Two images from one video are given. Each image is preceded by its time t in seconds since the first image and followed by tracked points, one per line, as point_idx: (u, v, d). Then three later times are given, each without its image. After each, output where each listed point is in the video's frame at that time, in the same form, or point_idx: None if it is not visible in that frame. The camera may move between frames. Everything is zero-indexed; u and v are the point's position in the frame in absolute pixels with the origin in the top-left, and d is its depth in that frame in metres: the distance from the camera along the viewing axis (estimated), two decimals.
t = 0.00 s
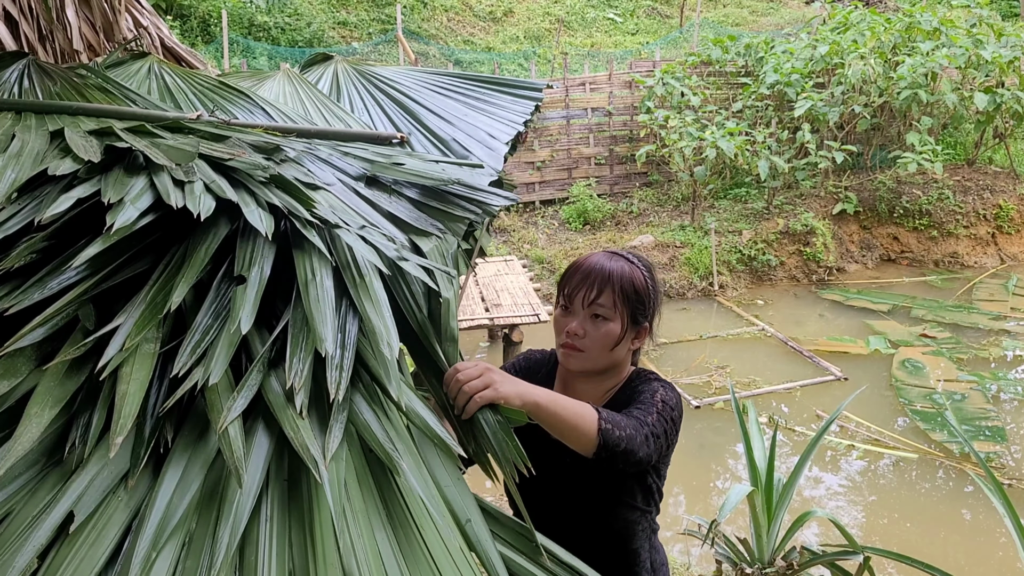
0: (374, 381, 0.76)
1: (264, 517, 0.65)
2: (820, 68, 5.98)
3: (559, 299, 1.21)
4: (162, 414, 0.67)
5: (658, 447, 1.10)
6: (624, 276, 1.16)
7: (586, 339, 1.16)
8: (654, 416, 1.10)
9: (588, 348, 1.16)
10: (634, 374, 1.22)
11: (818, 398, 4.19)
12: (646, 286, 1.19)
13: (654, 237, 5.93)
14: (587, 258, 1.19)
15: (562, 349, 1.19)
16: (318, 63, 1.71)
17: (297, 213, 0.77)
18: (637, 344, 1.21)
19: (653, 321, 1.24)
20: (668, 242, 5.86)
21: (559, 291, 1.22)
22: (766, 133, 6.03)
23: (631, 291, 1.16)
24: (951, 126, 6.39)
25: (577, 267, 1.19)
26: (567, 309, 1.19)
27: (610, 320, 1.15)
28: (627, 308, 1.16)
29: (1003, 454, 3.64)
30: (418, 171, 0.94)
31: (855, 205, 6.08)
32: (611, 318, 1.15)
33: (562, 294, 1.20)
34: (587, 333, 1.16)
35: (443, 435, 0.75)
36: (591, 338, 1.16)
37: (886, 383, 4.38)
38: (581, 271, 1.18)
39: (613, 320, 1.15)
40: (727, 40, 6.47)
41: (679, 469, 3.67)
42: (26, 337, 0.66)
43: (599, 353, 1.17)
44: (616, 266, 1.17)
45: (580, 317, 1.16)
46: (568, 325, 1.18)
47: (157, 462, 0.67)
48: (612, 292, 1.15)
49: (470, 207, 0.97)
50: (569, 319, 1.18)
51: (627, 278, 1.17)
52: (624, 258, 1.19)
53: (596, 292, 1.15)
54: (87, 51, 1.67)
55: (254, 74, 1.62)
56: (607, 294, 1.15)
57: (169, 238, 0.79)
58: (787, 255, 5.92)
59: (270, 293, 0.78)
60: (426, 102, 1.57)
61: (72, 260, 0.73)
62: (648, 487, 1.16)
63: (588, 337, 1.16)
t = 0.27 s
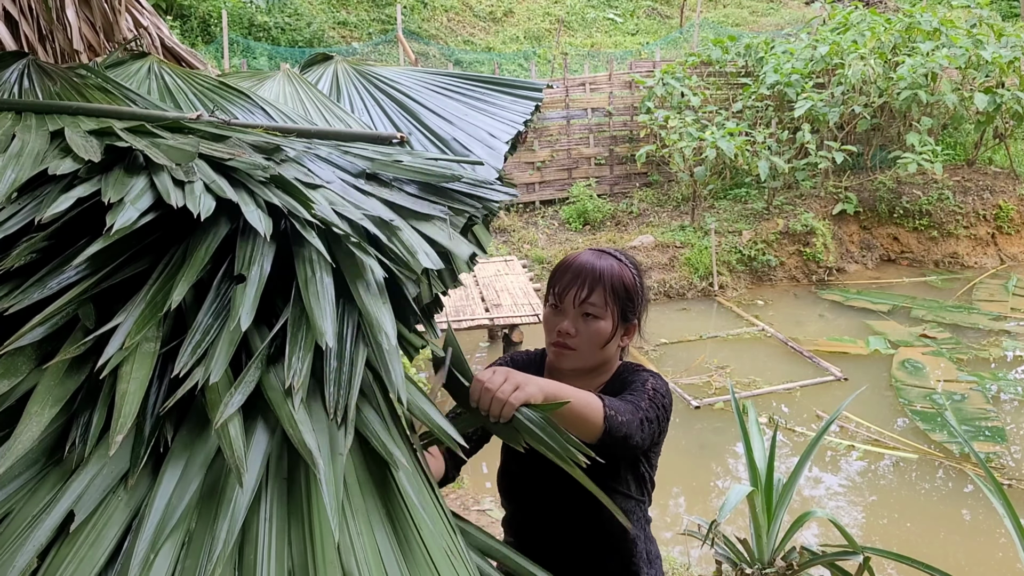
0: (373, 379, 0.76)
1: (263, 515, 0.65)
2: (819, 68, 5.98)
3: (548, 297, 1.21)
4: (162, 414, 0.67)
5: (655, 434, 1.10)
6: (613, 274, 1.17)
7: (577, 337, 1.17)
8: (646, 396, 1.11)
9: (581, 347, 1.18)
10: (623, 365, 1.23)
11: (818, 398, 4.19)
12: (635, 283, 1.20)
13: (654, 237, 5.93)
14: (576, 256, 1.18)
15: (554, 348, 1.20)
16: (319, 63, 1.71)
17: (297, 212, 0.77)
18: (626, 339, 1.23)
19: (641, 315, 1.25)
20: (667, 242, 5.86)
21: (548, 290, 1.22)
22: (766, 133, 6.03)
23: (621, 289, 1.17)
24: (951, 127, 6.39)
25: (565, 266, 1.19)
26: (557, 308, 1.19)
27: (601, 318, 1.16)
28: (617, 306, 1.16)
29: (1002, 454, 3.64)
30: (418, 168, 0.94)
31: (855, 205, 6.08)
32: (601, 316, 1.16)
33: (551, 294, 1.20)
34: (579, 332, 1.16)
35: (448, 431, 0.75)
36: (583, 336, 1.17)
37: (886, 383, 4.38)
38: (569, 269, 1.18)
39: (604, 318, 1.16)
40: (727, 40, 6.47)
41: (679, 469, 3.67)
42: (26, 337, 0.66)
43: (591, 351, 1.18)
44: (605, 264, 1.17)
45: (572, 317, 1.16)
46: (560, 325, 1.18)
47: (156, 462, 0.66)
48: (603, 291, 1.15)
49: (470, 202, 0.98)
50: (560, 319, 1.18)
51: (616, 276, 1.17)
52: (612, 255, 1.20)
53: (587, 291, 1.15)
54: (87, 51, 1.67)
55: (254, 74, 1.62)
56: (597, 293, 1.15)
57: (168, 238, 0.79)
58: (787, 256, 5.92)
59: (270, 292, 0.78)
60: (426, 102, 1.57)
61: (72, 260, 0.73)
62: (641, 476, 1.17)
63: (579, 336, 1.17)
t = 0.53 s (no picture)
0: (374, 377, 0.76)
1: (264, 515, 0.65)
2: (819, 68, 5.98)
3: (536, 297, 1.21)
4: (163, 413, 0.68)
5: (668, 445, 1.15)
6: (601, 271, 1.17)
7: (569, 337, 1.16)
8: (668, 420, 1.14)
9: (571, 346, 1.17)
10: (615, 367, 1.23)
11: (818, 398, 4.19)
12: (621, 280, 1.21)
13: (654, 237, 5.94)
14: (561, 255, 1.19)
15: (544, 349, 1.19)
16: (319, 63, 1.71)
17: (298, 213, 0.77)
18: (614, 337, 1.24)
19: (628, 312, 1.26)
20: (668, 242, 5.87)
21: (536, 291, 1.22)
22: (766, 133, 6.03)
23: (608, 285, 1.18)
24: (951, 126, 6.39)
25: (552, 265, 1.19)
26: (546, 308, 1.19)
27: (590, 316, 1.16)
28: (606, 303, 1.17)
29: (1002, 454, 3.64)
30: (419, 170, 0.95)
31: (855, 205, 6.08)
32: (590, 314, 1.16)
33: (539, 293, 1.20)
34: (569, 331, 1.16)
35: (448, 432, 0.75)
36: (574, 335, 1.16)
37: (886, 383, 4.38)
38: (556, 267, 1.18)
39: (594, 315, 1.16)
40: (727, 40, 6.47)
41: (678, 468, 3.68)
42: (26, 337, 0.66)
43: (581, 350, 1.17)
44: (592, 262, 1.17)
45: (562, 316, 1.16)
46: (549, 325, 1.17)
47: (157, 461, 0.67)
48: (591, 288, 1.16)
49: (470, 205, 0.98)
50: (550, 318, 1.17)
51: (603, 273, 1.18)
52: (598, 253, 1.20)
53: (575, 289, 1.15)
54: (88, 51, 1.67)
55: (254, 74, 1.62)
56: (585, 290, 1.16)
57: (168, 238, 0.79)
58: (787, 255, 5.92)
59: (271, 292, 0.78)
60: (426, 102, 1.57)
61: (73, 260, 0.73)
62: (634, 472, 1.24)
63: (570, 335, 1.16)
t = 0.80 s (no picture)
0: (373, 378, 0.77)
1: (263, 517, 0.65)
2: (819, 68, 5.98)
3: (525, 299, 1.22)
4: (162, 413, 0.68)
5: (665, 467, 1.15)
6: (586, 268, 1.19)
7: (559, 337, 1.17)
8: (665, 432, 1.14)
9: (562, 345, 1.18)
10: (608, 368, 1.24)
11: (817, 397, 4.19)
12: (608, 277, 1.23)
13: (653, 237, 5.94)
14: (547, 254, 1.21)
15: (535, 349, 1.20)
16: (319, 62, 1.71)
17: (297, 212, 0.77)
18: (604, 334, 1.25)
19: (617, 310, 1.27)
20: (667, 242, 5.87)
21: (524, 292, 1.23)
22: (766, 132, 6.03)
23: (595, 283, 1.19)
24: (951, 126, 6.39)
25: (538, 265, 1.21)
26: (535, 309, 1.20)
27: (579, 314, 1.18)
28: (593, 300, 1.19)
29: (1001, 453, 3.64)
30: (418, 170, 0.95)
31: (854, 205, 6.08)
32: (579, 312, 1.18)
33: (528, 295, 1.21)
34: (559, 329, 1.17)
35: (447, 432, 0.74)
36: (564, 333, 1.17)
37: (885, 382, 4.38)
38: (543, 267, 1.20)
39: (582, 313, 1.18)
40: (727, 40, 6.46)
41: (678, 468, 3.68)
42: (25, 337, 0.66)
43: (572, 349, 1.18)
44: (577, 259, 1.19)
45: (550, 315, 1.18)
46: (538, 326, 1.19)
47: (156, 461, 0.67)
48: (578, 286, 1.17)
49: (469, 205, 0.98)
50: (539, 319, 1.19)
51: (589, 270, 1.20)
52: (583, 251, 1.22)
53: (563, 288, 1.17)
54: (87, 51, 1.67)
55: (253, 73, 1.62)
56: (572, 288, 1.17)
57: (167, 237, 0.79)
58: (786, 255, 5.92)
59: (269, 291, 0.78)
60: (426, 101, 1.58)
61: (71, 259, 0.73)
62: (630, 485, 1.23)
63: (560, 334, 1.18)
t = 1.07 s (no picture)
0: (373, 378, 0.77)
1: (261, 517, 0.65)
2: (819, 68, 5.98)
3: (514, 302, 1.22)
4: (161, 413, 0.68)
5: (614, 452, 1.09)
6: (576, 271, 1.19)
7: (548, 340, 1.18)
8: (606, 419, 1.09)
9: (552, 350, 1.18)
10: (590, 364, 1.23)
11: (817, 398, 4.19)
12: (598, 280, 1.23)
13: (653, 237, 5.95)
14: (537, 257, 1.20)
15: (524, 353, 1.20)
16: (318, 63, 1.71)
17: (296, 212, 0.77)
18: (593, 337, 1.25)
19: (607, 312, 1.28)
20: (667, 242, 5.87)
21: (514, 295, 1.23)
22: (765, 133, 6.03)
23: (585, 286, 1.19)
24: (950, 127, 6.39)
25: (529, 268, 1.20)
26: (524, 312, 1.20)
27: (568, 318, 1.18)
28: (583, 303, 1.19)
29: (1001, 454, 3.64)
30: (417, 171, 0.95)
31: (854, 206, 6.08)
32: (569, 316, 1.18)
33: (517, 297, 1.21)
34: (549, 334, 1.18)
35: (445, 433, 0.74)
36: (555, 338, 1.18)
37: (885, 383, 4.38)
38: (532, 271, 1.19)
39: (572, 317, 1.18)
40: (727, 41, 6.46)
41: (678, 469, 3.68)
42: (25, 337, 0.66)
43: (561, 353, 1.19)
44: (567, 263, 1.19)
45: (540, 320, 1.18)
46: (528, 330, 1.19)
47: (155, 461, 0.67)
48: (568, 290, 1.17)
49: (469, 205, 0.99)
50: (530, 322, 1.19)
51: (579, 273, 1.20)
52: (572, 254, 1.22)
53: (553, 292, 1.17)
54: (87, 51, 1.67)
55: (253, 74, 1.62)
56: (563, 293, 1.17)
57: (167, 238, 0.79)
58: (786, 255, 5.93)
59: (269, 291, 0.78)
60: (425, 102, 1.57)
61: (71, 260, 0.73)
62: (609, 482, 1.15)
63: (550, 338, 1.18)
